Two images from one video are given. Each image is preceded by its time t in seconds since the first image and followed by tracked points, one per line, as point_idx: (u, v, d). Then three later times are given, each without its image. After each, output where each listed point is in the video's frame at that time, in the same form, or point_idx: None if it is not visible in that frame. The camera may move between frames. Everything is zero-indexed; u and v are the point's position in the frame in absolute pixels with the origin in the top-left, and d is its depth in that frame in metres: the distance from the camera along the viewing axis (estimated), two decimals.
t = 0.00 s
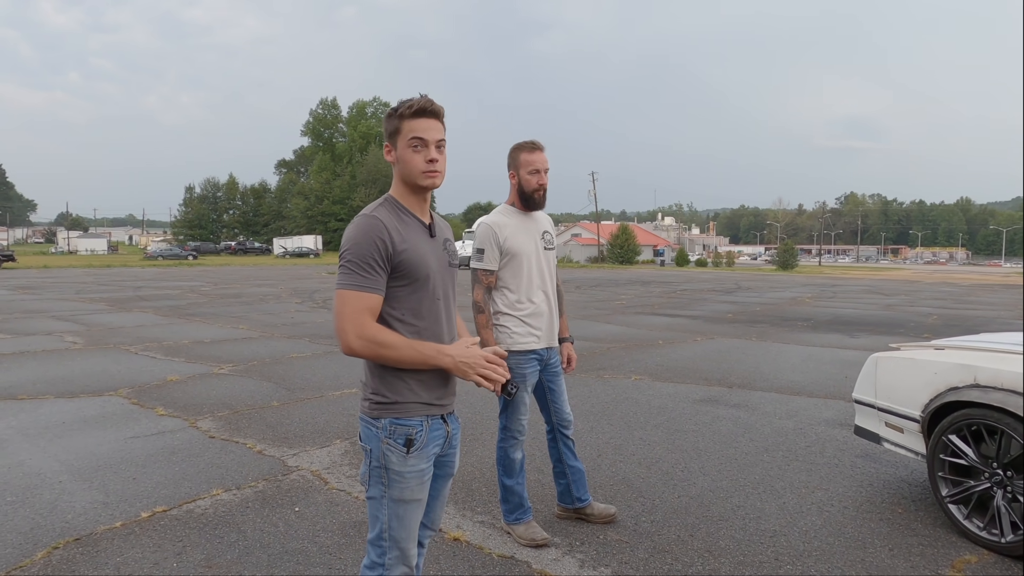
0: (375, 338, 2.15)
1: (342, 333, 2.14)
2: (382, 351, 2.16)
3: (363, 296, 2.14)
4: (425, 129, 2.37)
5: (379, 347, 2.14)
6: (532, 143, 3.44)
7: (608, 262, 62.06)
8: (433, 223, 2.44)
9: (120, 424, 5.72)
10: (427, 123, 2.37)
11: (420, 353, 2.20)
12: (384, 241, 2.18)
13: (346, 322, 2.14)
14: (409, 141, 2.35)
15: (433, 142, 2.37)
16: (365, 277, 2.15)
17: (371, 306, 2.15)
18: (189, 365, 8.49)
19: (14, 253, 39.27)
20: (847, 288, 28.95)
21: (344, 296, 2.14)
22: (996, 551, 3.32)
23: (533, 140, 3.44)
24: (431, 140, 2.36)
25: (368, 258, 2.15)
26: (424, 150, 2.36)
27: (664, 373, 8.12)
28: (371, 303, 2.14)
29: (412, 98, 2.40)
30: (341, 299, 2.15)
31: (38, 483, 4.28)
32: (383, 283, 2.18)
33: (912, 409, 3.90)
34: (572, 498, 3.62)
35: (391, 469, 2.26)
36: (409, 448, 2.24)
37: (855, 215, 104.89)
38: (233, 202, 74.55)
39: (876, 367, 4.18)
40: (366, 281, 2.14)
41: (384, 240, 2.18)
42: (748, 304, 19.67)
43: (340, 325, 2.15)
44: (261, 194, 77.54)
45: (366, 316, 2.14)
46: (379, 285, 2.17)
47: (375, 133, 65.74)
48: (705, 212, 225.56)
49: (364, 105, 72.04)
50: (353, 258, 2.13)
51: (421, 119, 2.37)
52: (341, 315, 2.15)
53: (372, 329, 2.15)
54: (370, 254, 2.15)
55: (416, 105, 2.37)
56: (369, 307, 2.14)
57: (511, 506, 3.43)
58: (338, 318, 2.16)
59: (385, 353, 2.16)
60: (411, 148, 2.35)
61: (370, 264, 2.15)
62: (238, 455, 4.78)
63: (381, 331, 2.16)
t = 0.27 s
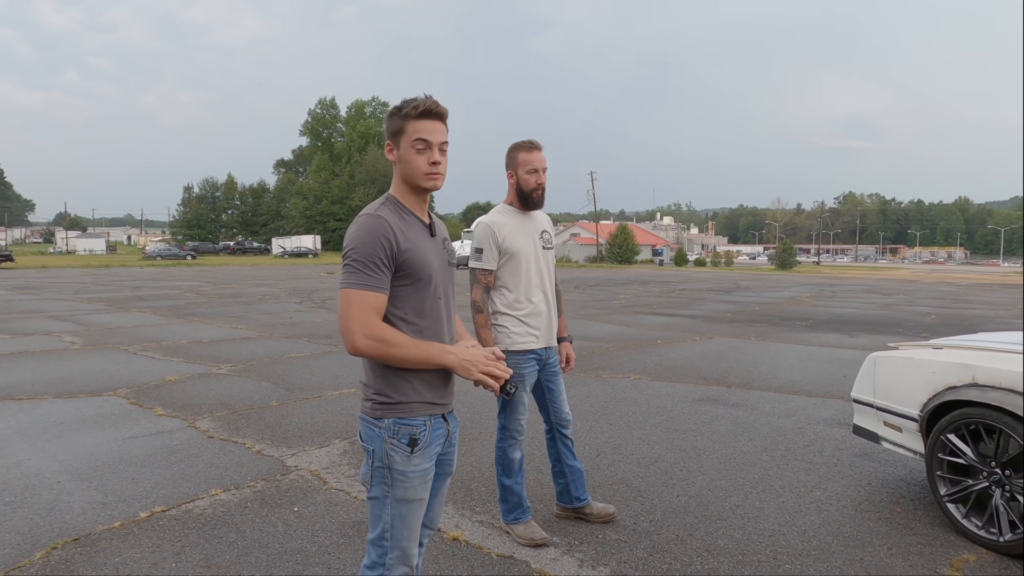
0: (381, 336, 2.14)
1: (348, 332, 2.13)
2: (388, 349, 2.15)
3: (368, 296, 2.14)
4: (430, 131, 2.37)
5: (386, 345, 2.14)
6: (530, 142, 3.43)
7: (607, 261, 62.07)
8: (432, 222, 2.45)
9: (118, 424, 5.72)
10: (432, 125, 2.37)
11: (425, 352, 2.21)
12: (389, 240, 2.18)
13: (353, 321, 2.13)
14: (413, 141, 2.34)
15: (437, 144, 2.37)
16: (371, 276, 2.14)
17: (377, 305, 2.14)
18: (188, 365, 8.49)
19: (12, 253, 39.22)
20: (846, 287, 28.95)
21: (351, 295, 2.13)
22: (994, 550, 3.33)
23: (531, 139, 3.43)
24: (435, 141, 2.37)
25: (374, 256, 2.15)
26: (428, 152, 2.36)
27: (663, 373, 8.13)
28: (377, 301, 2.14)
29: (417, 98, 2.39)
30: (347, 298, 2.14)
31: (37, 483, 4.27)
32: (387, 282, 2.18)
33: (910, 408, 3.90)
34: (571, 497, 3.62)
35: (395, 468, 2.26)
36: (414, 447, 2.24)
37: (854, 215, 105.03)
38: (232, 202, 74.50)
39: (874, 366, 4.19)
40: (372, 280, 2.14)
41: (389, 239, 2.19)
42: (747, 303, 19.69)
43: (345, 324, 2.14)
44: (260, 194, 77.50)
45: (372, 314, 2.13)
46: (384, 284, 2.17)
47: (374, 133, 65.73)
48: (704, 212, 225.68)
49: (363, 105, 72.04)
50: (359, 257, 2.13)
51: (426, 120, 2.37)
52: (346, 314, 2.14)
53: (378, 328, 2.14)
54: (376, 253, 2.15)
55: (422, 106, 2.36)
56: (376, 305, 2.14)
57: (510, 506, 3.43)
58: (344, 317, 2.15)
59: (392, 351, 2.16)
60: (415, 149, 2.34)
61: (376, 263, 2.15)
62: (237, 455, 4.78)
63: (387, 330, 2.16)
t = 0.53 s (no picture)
0: (384, 337, 2.14)
1: (353, 334, 2.11)
2: (392, 350, 2.14)
3: (371, 297, 2.13)
4: (447, 134, 2.40)
5: (390, 346, 2.13)
6: (527, 142, 3.42)
7: (604, 261, 62.13)
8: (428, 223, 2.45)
9: (114, 424, 5.71)
10: (449, 129, 2.40)
11: (429, 351, 2.20)
12: (390, 242, 2.18)
13: (356, 323, 2.11)
14: (432, 143, 2.35)
15: (451, 148, 2.41)
16: (373, 278, 2.13)
17: (380, 306, 2.13)
18: (184, 365, 8.48)
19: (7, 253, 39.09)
20: (843, 286, 29.02)
21: (353, 297, 2.11)
22: (989, 547, 3.33)
23: (527, 138, 3.42)
24: (452, 146, 2.40)
25: (376, 257, 2.14)
26: (444, 154, 2.38)
27: (660, 372, 8.14)
28: (381, 303, 2.13)
29: (436, 100, 2.40)
30: (350, 300, 2.12)
31: (32, 484, 4.26)
32: (389, 284, 2.17)
33: (906, 406, 3.91)
34: (568, 497, 3.62)
35: (398, 469, 2.22)
36: (417, 447, 2.21)
37: (850, 214, 105.31)
38: (228, 202, 74.37)
39: (870, 364, 4.20)
40: (375, 281, 2.13)
41: (391, 240, 2.18)
42: (743, 302, 19.74)
43: (349, 326, 2.12)
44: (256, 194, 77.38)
45: (376, 315, 2.12)
46: (386, 285, 2.16)
47: (370, 133, 65.68)
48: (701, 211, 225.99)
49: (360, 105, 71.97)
50: (361, 259, 2.12)
51: (445, 125, 2.39)
52: (349, 316, 2.13)
53: (382, 329, 2.13)
54: (378, 254, 2.14)
55: (444, 110, 2.38)
56: (379, 306, 2.13)
57: (507, 505, 3.43)
58: (346, 319, 2.13)
59: (395, 352, 2.15)
60: (433, 150, 2.35)
61: (379, 264, 2.14)
62: (233, 455, 4.77)
63: (390, 330, 2.15)
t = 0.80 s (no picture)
0: (386, 336, 2.11)
1: (355, 333, 2.07)
2: (394, 349, 2.12)
3: (373, 296, 2.09)
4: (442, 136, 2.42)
5: (393, 345, 2.11)
6: (523, 142, 3.45)
7: (598, 260, 62.28)
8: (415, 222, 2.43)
9: (106, 425, 5.69)
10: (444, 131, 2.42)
11: (429, 348, 2.19)
12: (389, 240, 2.15)
13: (358, 322, 2.08)
14: (431, 144, 2.35)
15: (444, 149, 2.43)
16: (374, 277, 2.10)
17: (382, 305, 2.10)
18: (177, 366, 8.45)
19: None
20: (835, 285, 29.18)
21: (355, 296, 2.08)
22: (979, 544, 3.36)
23: (524, 139, 3.45)
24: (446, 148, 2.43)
25: (377, 256, 2.11)
26: (439, 156, 2.40)
27: (653, 370, 8.17)
28: (383, 301, 2.10)
29: (432, 102, 2.40)
30: (350, 299, 2.08)
31: (23, 485, 4.25)
32: (388, 283, 2.15)
33: (896, 404, 3.94)
34: (561, 495, 3.62)
35: (393, 468, 2.18)
36: (413, 446, 2.18)
37: (843, 213, 105.82)
38: (222, 202, 74.12)
39: (861, 363, 4.23)
40: (376, 279, 2.11)
41: (390, 239, 2.16)
42: (737, 301, 19.82)
43: (350, 326, 2.09)
44: (250, 194, 77.13)
45: (378, 314, 2.09)
46: (386, 284, 2.13)
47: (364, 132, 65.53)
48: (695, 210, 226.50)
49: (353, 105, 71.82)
50: (361, 258, 2.09)
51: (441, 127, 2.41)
52: (349, 316, 2.08)
53: (384, 327, 2.11)
54: (378, 254, 2.12)
55: (442, 112, 2.39)
56: (381, 304, 2.10)
57: (499, 504, 3.44)
58: (347, 319, 2.09)
59: (398, 351, 2.12)
60: (432, 151, 2.36)
61: (378, 264, 2.11)
62: (226, 455, 4.77)
63: (392, 329, 2.12)
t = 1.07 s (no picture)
0: (377, 335, 2.11)
1: (347, 332, 2.07)
2: (385, 347, 2.12)
3: (365, 295, 2.10)
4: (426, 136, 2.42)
5: (384, 343, 2.11)
6: (517, 142, 3.46)
7: (589, 259, 62.36)
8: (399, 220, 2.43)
9: (93, 426, 5.65)
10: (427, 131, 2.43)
11: (419, 346, 2.20)
12: (379, 240, 2.16)
13: (350, 321, 2.08)
14: (418, 144, 2.36)
15: (428, 149, 2.44)
16: (364, 276, 2.11)
17: (372, 304, 2.11)
18: (165, 366, 8.41)
19: None
20: (824, 284, 29.36)
21: (346, 295, 2.08)
22: (960, 538, 3.40)
23: (518, 139, 3.46)
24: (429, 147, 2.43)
25: (367, 255, 2.11)
26: (424, 155, 2.41)
27: (642, 369, 8.20)
28: (373, 300, 2.11)
29: (416, 102, 2.40)
30: (341, 298, 2.08)
31: (8, 486, 4.22)
32: (378, 282, 2.15)
33: (880, 401, 3.98)
34: (548, 493, 3.64)
35: (381, 466, 2.19)
36: (400, 445, 2.18)
37: (832, 212, 106.46)
38: (211, 201, 73.65)
39: (846, 360, 4.27)
40: (368, 277, 2.11)
41: (380, 237, 2.16)
42: (727, 300, 19.91)
43: (341, 325, 2.08)
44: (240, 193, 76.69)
45: (370, 313, 2.10)
46: (376, 283, 2.14)
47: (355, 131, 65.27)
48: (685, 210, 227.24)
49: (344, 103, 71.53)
50: (352, 257, 2.09)
51: (425, 127, 2.41)
52: (341, 315, 2.08)
53: (375, 326, 2.11)
54: (368, 253, 2.12)
55: (427, 112, 2.39)
56: (372, 303, 2.11)
57: (487, 502, 3.45)
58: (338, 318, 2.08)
59: (389, 349, 2.13)
60: (417, 151, 2.36)
61: (368, 263, 2.12)
62: (213, 455, 4.75)
63: (383, 328, 2.13)
